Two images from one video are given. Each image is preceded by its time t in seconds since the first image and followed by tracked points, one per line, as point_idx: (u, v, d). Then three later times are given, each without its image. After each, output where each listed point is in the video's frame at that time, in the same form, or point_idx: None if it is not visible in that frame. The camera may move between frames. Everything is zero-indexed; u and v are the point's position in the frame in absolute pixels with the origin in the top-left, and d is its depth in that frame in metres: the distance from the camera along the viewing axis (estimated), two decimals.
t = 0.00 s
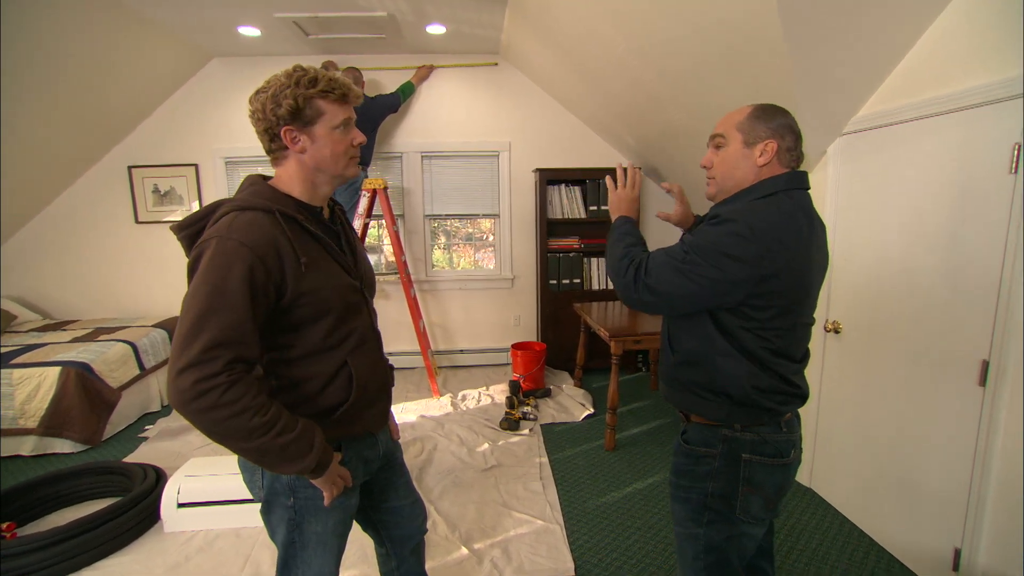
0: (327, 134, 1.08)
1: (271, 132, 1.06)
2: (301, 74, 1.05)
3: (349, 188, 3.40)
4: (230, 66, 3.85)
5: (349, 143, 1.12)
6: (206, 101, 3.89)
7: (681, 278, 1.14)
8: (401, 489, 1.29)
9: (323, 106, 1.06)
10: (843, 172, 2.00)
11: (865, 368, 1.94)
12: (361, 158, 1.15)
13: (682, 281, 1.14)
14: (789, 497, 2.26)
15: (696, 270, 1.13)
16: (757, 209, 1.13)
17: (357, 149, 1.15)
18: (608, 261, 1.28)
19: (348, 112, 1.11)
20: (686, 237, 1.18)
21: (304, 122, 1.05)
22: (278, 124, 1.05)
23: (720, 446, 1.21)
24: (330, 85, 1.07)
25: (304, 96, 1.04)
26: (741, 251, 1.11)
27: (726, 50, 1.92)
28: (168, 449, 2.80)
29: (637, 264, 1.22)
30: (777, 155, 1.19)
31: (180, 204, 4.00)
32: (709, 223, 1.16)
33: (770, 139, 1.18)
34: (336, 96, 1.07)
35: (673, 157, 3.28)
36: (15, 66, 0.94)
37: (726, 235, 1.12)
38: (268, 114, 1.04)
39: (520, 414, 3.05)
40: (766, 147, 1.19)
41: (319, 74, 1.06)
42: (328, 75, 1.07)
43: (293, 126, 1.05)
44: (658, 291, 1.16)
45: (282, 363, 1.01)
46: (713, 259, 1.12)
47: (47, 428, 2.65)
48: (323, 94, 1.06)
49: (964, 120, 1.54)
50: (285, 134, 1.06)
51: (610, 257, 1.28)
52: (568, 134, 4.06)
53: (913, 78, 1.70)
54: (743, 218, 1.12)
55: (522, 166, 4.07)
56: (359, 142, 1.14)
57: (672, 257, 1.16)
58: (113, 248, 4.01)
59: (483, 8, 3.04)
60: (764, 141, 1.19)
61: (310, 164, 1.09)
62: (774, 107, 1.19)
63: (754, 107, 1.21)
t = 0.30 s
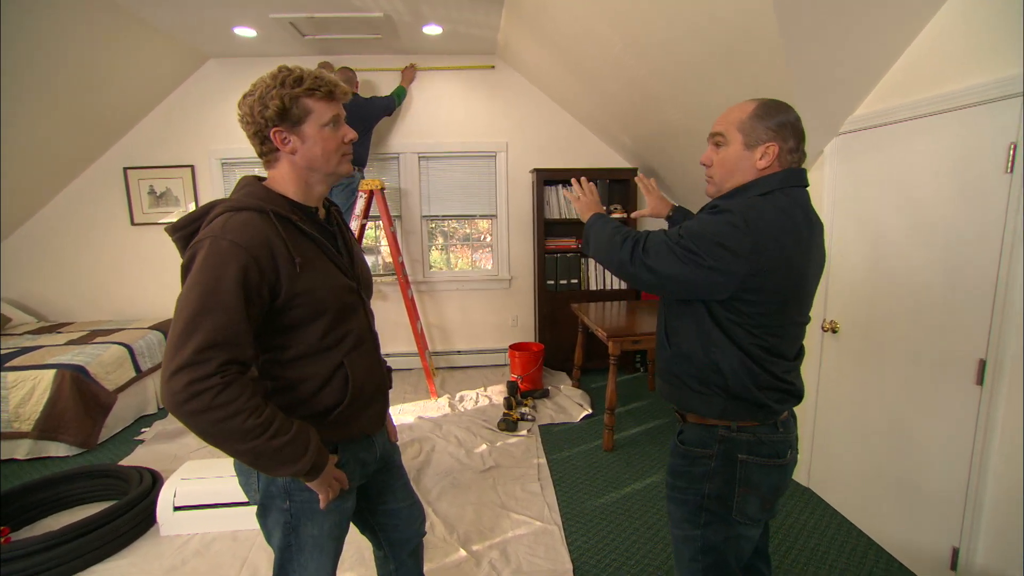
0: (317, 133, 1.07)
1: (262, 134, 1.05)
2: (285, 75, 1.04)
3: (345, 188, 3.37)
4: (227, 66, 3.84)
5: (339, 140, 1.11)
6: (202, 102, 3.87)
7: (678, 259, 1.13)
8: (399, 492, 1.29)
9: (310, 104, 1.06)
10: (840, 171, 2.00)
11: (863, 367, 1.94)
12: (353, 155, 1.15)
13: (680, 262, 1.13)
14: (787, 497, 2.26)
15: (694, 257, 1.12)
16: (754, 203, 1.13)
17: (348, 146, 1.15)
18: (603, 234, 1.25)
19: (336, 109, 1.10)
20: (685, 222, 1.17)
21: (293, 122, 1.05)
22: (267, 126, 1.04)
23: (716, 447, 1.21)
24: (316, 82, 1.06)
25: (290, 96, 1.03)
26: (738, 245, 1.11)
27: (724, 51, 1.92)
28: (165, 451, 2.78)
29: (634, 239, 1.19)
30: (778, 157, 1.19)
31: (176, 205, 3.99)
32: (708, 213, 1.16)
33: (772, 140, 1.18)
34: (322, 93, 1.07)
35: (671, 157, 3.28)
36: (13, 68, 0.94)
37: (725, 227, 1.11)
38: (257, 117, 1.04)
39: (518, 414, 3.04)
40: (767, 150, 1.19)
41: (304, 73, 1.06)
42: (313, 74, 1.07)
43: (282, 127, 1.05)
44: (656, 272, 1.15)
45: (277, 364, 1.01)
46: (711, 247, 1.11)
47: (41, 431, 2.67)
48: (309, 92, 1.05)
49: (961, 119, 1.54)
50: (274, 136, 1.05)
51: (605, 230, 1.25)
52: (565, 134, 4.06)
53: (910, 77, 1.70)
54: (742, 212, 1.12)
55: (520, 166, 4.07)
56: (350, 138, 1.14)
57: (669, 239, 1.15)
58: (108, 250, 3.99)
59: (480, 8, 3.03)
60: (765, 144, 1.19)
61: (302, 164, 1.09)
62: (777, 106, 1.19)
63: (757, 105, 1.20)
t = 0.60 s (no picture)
0: (315, 128, 1.07)
1: (260, 133, 1.05)
2: (280, 72, 1.05)
3: (346, 187, 3.39)
4: (228, 64, 3.84)
5: (338, 135, 1.11)
6: (203, 100, 3.87)
7: (675, 258, 1.12)
8: (399, 491, 1.29)
9: (306, 100, 1.06)
10: (843, 171, 1.99)
11: (864, 367, 1.94)
12: (352, 150, 1.15)
13: (677, 262, 1.12)
14: (787, 497, 2.25)
15: (692, 256, 1.11)
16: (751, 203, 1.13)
17: (346, 140, 1.14)
18: (603, 234, 1.25)
19: (332, 104, 1.10)
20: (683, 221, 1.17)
21: (290, 119, 1.05)
22: (264, 125, 1.04)
23: (713, 448, 1.21)
24: (311, 78, 1.06)
25: (286, 93, 1.03)
26: (736, 245, 1.10)
27: (725, 50, 1.91)
28: (165, 449, 2.78)
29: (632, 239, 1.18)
30: (773, 155, 1.19)
31: (177, 203, 3.99)
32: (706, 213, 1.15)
33: (766, 139, 1.18)
34: (318, 89, 1.07)
35: (673, 156, 3.27)
36: (15, 66, 0.94)
37: (723, 226, 1.11)
38: (254, 117, 1.04)
39: (518, 413, 3.04)
40: (761, 148, 1.18)
41: (299, 70, 1.06)
42: (308, 69, 1.07)
43: (279, 124, 1.05)
44: (653, 273, 1.14)
45: (278, 362, 1.01)
46: (709, 246, 1.11)
47: (42, 429, 2.65)
48: (304, 88, 1.05)
49: (963, 119, 1.53)
50: (272, 134, 1.05)
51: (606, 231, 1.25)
52: (567, 133, 4.05)
53: (914, 76, 1.69)
54: (740, 211, 1.12)
55: (521, 165, 4.06)
56: (349, 132, 1.13)
57: (667, 238, 1.15)
58: (109, 248, 3.99)
59: (481, 7, 3.03)
60: (759, 141, 1.18)
61: (302, 161, 1.09)
62: (770, 104, 1.19)
63: (750, 105, 1.20)
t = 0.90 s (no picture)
0: (318, 127, 1.07)
1: (263, 129, 1.05)
2: (286, 70, 1.05)
3: (346, 185, 3.47)
4: (230, 62, 3.84)
5: (341, 136, 1.11)
6: (204, 97, 3.87)
7: (676, 275, 1.11)
8: (399, 490, 1.29)
9: (311, 99, 1.06)
10: (845, 170, 1.99)
11: (865, 368, 1.93)
12: (354, 150, 1.15)
13: (681, 276, 1.11)
14: (787, 497, 2.25)
15: (697, 268, 1.10)
16: (751, 207, 1.13)
17: (349, 140, 1.14)
18: (602, 253, 1.23)
19: (336, 104, 1.10)
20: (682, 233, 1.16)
21: (293, 116, 1.05)
22: (267, 121, 1.04)
23: (717, 448, 1.21)
24: (317, 77, 1.06)
25: (290, 90, 1.03)
26: (736, 255, 1.10)
27: (727, 50, 1.91)
28: (165, 446, 2.79)
29: (632, 257, 1.16)
30: (769, 153, 1.18)
31: (178, 201, 3.99)
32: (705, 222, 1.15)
33: (761, 138, 1.17)
34: (323, 88, 1.07)
35: (674, 156, 3.27)
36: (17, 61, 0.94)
37: (724, 233, 1.10)
38: (257, 112, 1.04)
39: (518, 412, 3.04)
40: (757, 147, 1.18)
41: (305, 69, 1.06)
42: (314, 69, 1.07)
43: (282, 121, 1.04)
44: (660, 287, 1.12)
45: (278, 359, 1.00)
46: (711, 257, 1.10)
47: (42, 425, 2.65)
48: (310, 87, 1.05)
49: (964, 119, 1.53)
50: (274, 131, 1.05)
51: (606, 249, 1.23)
52: (568, 132, 4.05)
53: (917, 76, 1.68)
54: (740, 216, 1.11)
55: (522, 164, 4.06)
56: (351, 133, 1.13)
57: (669, 252, 1.13)
58: (111, 244, 4.00)
59: (482, 5, 3.02)
60: (755, 141, 1.18)
61: (303, 160, 1.09)
62: (764, 103, 1.18)
63: (743, 106, 1.20)
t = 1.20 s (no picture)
0: (316, 125, 1.06)
1: (261, 127, 1.05)
2: (284, 67, 1.04)
3: (347, 183, 3.49)
4: (230, 60, 3.83)
5: (339, 133, 1.11)
6: (204, 96, 3.87)
7: (745, 324, 0.99)
8: (399, 488, 1.29)
9: (308, 96, 1.05)
10: (845, 169, 1.98)
11: (867, 368, 1.92)
12: (353, 148, 1.14)
13: (755, 323, 0.99)
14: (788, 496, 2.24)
15: (756, 302, 0.99)
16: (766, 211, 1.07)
17: (347, 139, 1.14)
18: (659, 338, 1.12)
19: (335, 102, 1.09)
20: (711, 271, 1.06)
21: (291, 114, 1.04)
22: (265, 119, 1.04)
23: (735, 457, 1.19)
24: (314, 75, 1.06)
25: (289, 88, 1.03)
26: (779, 267, 1.00)
27: (728, 48, 1.90)
28: (166, 444, 2.79)
29: (691, 333, 1.05)
30: (763, 152, 1.16)
31: (179, 199, 3.99)
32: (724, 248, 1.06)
33: (754, 137, 1.16)
34: (321, 86, 1.06)
35: (675, 154, 3.26)
36: (18, 60, 0.94)
37: (752, 250, 1.01)
38: (255, 111, 1.03)
39: (519, 411, 3.05)
40: (751, 146, 1.16)
41: (303, 66, 1.06)
42: (312, 66, 1.07)
43: (280, 119, 1.04)
44: (753, 338, 0.99)
45: (275, 358, 1.00)
46: (762, 284, 0.99)
47: (43, 423, 2.66)
48: (307, 84, 1.05)
49: (965, 118, 1.52)
50: (273, 129, 1.05)
51: (661, 333, 1.11)
52: (568, 130, 4.03)
53: (918, 74, 1.67)
54: (755, 225, 1.04)
55: (522, 162, 4.05)
56: (350, 131, 1.13)
57: (747, 299, 1.00)
58: (112, 243, 4.00)
59: (483, 3, 3.01)
60: (748, 140, 1.16)
61: (301, 157, 1.08)
62: (757, 101, 1.17)
63: (735, 106, 1.19)
